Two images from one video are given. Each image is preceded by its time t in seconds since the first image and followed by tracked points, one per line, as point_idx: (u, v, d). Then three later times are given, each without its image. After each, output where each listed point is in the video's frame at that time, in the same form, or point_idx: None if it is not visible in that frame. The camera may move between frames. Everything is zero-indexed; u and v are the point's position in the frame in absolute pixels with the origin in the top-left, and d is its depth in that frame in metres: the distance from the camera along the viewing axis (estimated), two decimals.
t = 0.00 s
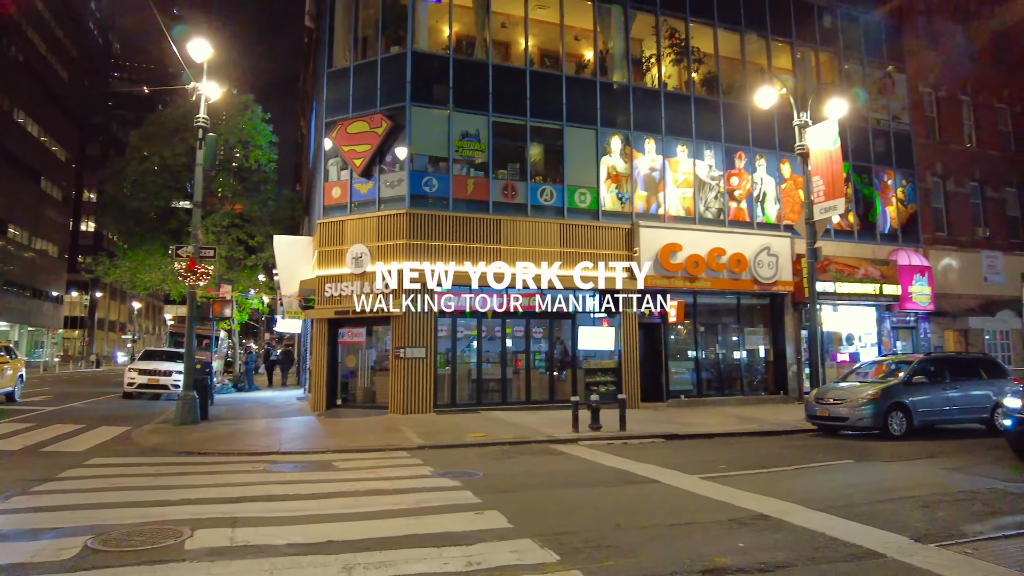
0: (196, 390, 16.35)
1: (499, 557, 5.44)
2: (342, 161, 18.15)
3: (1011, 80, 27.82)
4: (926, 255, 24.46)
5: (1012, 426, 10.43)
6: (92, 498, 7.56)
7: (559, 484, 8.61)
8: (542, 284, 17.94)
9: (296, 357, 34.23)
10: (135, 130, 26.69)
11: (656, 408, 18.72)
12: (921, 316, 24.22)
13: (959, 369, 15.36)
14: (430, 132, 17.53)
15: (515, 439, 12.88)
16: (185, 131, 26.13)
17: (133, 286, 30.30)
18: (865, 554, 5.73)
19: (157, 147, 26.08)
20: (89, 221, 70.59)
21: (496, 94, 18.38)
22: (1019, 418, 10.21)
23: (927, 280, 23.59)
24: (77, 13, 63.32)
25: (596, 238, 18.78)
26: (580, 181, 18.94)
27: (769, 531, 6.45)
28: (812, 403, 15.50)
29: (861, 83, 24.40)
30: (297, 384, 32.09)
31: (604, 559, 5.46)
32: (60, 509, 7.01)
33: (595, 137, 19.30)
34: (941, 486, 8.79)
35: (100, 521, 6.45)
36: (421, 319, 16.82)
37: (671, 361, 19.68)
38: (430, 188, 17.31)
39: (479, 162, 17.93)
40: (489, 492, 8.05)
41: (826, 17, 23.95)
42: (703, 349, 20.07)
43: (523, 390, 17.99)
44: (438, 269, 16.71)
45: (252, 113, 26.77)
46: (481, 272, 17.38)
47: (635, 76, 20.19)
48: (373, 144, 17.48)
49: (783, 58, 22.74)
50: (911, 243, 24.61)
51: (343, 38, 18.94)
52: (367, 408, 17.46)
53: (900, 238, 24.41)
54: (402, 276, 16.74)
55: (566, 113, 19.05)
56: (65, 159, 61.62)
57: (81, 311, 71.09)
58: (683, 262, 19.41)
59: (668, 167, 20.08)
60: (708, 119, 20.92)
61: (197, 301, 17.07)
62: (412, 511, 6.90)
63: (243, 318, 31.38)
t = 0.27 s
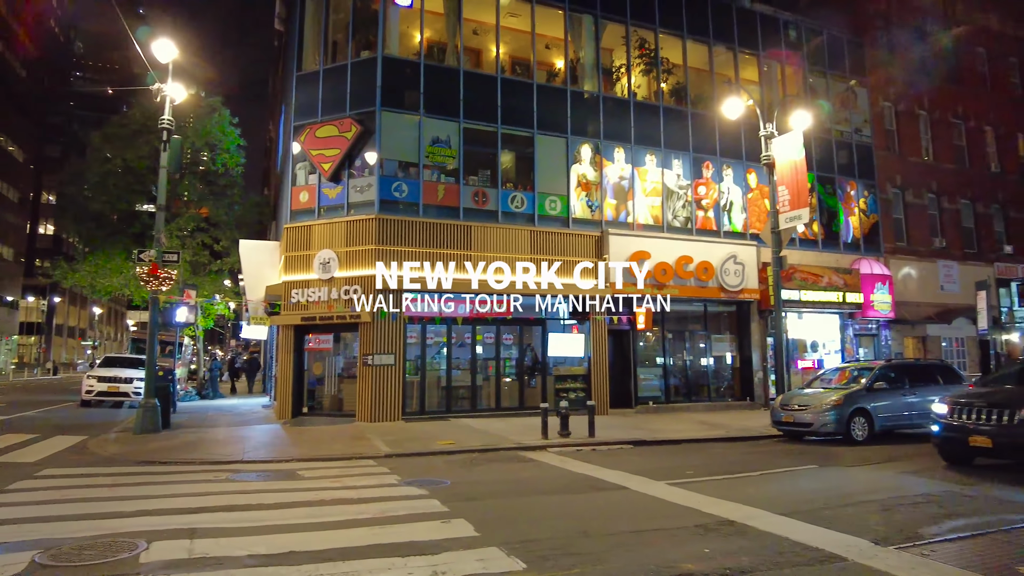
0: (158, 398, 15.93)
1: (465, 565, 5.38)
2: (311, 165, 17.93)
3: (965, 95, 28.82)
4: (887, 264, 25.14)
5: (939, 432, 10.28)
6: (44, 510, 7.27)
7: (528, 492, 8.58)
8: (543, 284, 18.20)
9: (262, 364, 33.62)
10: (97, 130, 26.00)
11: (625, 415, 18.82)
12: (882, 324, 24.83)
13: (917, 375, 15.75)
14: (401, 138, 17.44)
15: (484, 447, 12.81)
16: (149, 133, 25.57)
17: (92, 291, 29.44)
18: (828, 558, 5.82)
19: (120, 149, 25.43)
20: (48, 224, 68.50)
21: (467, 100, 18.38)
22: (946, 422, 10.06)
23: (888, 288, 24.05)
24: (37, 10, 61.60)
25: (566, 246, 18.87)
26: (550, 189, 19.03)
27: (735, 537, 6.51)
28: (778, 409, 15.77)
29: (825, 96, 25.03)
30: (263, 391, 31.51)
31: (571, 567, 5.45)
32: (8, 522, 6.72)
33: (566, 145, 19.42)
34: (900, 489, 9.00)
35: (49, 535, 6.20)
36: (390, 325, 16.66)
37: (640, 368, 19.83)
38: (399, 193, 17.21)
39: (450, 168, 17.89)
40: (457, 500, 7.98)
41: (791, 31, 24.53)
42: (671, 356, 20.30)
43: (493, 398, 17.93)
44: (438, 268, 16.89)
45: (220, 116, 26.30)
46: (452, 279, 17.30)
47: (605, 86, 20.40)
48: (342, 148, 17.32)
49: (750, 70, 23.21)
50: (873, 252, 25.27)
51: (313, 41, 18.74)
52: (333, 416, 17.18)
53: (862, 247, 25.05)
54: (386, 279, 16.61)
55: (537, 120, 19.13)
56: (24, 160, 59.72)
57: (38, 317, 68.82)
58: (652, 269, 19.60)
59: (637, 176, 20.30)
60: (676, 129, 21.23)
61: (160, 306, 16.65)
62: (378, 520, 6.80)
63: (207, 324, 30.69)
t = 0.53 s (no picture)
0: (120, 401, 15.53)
1: (434, 568, 5.35)
2: (280, 164, 17.69)
3: (925, 105, 29.70)
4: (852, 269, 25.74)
5: (875, 434, 10.33)
6: None
7: (499, 494, 8.57)
8: (542, 284, 18.67)
9: (230, 367, 33.01)
10: (59, 126, 25.29)
11: (596, 417, 18.93)
12: (847, 327, 25.48)
13: (882, 377, 16.14)
14: (373, 138, 17.31)
15: (455, 449, 12.75)
16: (113, 130, 25.00)
17: (52, 292, 28.61)
18: (793, 556, 5.92)
19: (83, 146, 24.78)
20: (6, 222, 66.43)
21: (439, 102, 18.32)
22: (883, 425, 10.11)
23: (853, 292, 24.80)
24: None
25: (538, 249, 18.93)
26: (523, 192, 19.06)
27: (703, 537, 6.59)
28: (746, 411, 16.04)
29: (792, 103, 25.55)
30: (231, 394, 30.95)
31: (540, 569, 5.45)
32: None
33: (539, 148, 19.48)
34: (863, 489, 9.21)
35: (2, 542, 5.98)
36: (361, 327, 16.49)
37: (611, 371, 19.96)
38: (371, 194, 17.07)
39: (422, 169, 17.81)
40: (427, 503, 7.93)
41: (760, 39, 25.01)
42: (641, 359, 20.48)
43: (465, 400, 17.87)
44: (439, 269, 17.17)
45: (188, 114, 25.81)
46: (423, 280, 17.21)
47: (578, 90, 20.54)
48: (313, 148, 17.13)
49: (720, 76, 23.59)
50: (839, 257, 25.86)
51: (284, 39, 18.51)
52: (302, 419, 16.94)
53: (828, 251, 25.61)
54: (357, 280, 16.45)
55: (510, 123, 19.17)
56: None
57: None
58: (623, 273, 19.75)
59: (609, 180, 20.46)
60: (648, 134, 21.46)
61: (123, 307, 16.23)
62: (348, 523, 6.72)
63: (173, 326, 30.06)
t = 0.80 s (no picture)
0: (93, 403, 15.24)
1: (411, 569, 5.32)
2: (259, 164, 17.51)
3: (898, 112, 30.30)
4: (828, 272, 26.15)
5: (830, 436, 10.47)
6: None
7: (477, 495, 8.55)
8: (542, 285, 19.00)
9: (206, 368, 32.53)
10: (30, 122, 24.76)
11: (576, 418, 18.98)
12: (823, 329, 25.87)
13: (857, 378, 16.40)
14: (353, 138, 17.22)
15: (434, 451, 12.70)
16: (88, 128, 24.63)
17: (23, 291, 27.97)
18: (768, 554, 5.99)
19: (56, 143, 24.31)
20: None
21: (420, 103, 18.27)
22: (837, 427, 10.26)
23: (829, 295, 25.20)
24: None
25: (519, 251, 18.96)
26: (504, 193, 19.07)
27: (680, 536, 6.64)
28: (723, 412, 16.23)
29: (770, 109, 25.90)
30: (207, 396, 30.52)
31: (518, 568, 5.45)
32: None
33: (520, 150, 19.51)
34: (837, 488, 9.34)
35: None
36: (339, 328, 16.37)
37: (591, 372, 20.05)
38: (350, 194, 16.97)
39: (403, 170, 17.74)
40: (405, 504, 7.90)
41: (739, 45, 25.32)
42: (620, 360, 20.60)
43: (445, 402, 17.82)
44: (439, 269, 17.33)
45: (164, 112, 25.41)
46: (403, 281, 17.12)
47: (559, 92, 20.63)
48: (292, 148, 16.98)
49: (699, 81, 23.84)
50: (815, 260, 26.26)
51: (263, 37, 18.32)
52: (279, 421, 16.76)
53: (805, 255, 25.99)
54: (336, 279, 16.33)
55: (491, 125, 19.18)
56: None
57: None
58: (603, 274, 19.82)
59: (589, 183, 20.55)
60: (628, 137, 21.62)
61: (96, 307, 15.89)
62: (324, 525, 6.67)
63: (148, 327, 29.58)
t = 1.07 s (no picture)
0: (80, 401, 15.07)
1: (400, 565, 5.28)
2: (249, 160, 17.38)
3: (887, 114, 30.49)
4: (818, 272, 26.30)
5: (801, 435, 10.45)
6: None
7: (468, 492, 8.50)
8: (542, 284, 19.10)
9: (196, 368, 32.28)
10: (17, 118, 24.47)
11: (567, 417, 18.97)
12: (813, 328, 26.02)
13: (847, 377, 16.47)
14: (343, 135, 17.13)
15: (425, 449, 12.64)
16: (78, 126, 24.62)
17: (9, 289, 27.63)
18: (759, 550, 5.99)
19: (43, 139, 24.05)
20: None
21: (411, 100, 18.20)
22: (809, 425, 10.24)
23: (819, 295, 25.33)
24: None
25: (511, 249, 18.93)
26: (495, 192, 19.02)
27: (671, 532, 6.63)
28: (714, 410, 16.26)
29: (761, 109, 26.01)
30: (197, 395, 30.28)
31: (508, 565, 5.42)
32: None
33: (511, 148, 19.47)
34: (826, 485, 9.38)
35: None
36: (329, 326, 16.27)
37: (582, 371, 20.04)
38: (341, 191, 16.87)
39: (394, 167, 17.66)
40: (395, 501, 7.84)
41: (730, 45, 25.41)
42: (612, 359, 20.61)
43: (436, 400, 17.76)
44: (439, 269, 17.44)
45: (153, 109, 25.22)
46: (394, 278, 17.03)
47: (550, 91, 20.62)
48: (282, 144, 16.87)
49: (691, 81, 23.90)
50: (805, 260, 26.40)
51: (254, 33, 18.19)
52: (269, 419, 16.63)
53: (795, 255, 26.12)
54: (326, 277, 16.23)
55: (482, 123, 19.13)
56: None
57: None
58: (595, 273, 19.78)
59: (581, 181, 20.54)
60: (619, 136, 21.65)
61: (83, 304, 15.71)
62: (313, 522, 6.61)
63: (137, 325, 29.32)
